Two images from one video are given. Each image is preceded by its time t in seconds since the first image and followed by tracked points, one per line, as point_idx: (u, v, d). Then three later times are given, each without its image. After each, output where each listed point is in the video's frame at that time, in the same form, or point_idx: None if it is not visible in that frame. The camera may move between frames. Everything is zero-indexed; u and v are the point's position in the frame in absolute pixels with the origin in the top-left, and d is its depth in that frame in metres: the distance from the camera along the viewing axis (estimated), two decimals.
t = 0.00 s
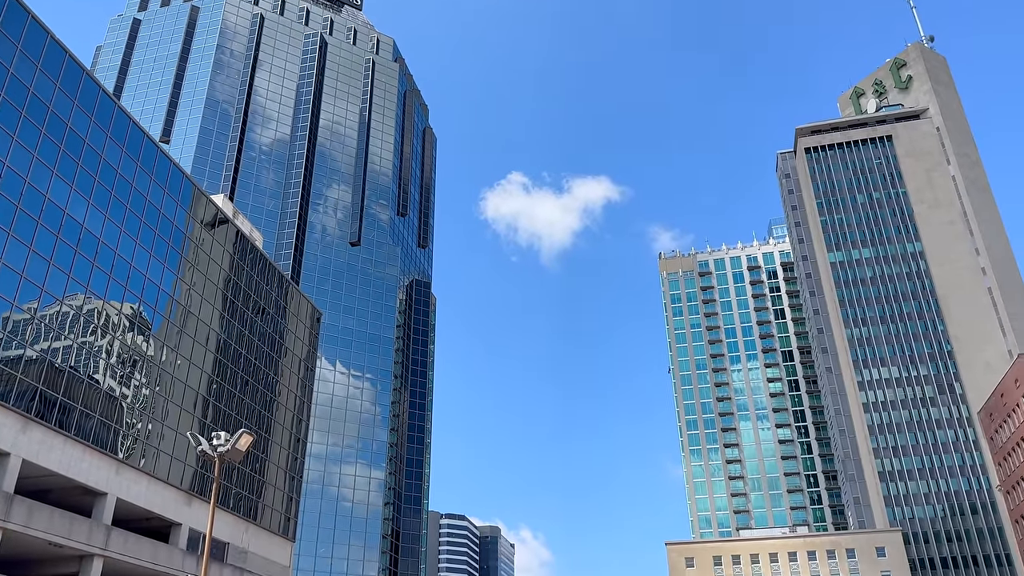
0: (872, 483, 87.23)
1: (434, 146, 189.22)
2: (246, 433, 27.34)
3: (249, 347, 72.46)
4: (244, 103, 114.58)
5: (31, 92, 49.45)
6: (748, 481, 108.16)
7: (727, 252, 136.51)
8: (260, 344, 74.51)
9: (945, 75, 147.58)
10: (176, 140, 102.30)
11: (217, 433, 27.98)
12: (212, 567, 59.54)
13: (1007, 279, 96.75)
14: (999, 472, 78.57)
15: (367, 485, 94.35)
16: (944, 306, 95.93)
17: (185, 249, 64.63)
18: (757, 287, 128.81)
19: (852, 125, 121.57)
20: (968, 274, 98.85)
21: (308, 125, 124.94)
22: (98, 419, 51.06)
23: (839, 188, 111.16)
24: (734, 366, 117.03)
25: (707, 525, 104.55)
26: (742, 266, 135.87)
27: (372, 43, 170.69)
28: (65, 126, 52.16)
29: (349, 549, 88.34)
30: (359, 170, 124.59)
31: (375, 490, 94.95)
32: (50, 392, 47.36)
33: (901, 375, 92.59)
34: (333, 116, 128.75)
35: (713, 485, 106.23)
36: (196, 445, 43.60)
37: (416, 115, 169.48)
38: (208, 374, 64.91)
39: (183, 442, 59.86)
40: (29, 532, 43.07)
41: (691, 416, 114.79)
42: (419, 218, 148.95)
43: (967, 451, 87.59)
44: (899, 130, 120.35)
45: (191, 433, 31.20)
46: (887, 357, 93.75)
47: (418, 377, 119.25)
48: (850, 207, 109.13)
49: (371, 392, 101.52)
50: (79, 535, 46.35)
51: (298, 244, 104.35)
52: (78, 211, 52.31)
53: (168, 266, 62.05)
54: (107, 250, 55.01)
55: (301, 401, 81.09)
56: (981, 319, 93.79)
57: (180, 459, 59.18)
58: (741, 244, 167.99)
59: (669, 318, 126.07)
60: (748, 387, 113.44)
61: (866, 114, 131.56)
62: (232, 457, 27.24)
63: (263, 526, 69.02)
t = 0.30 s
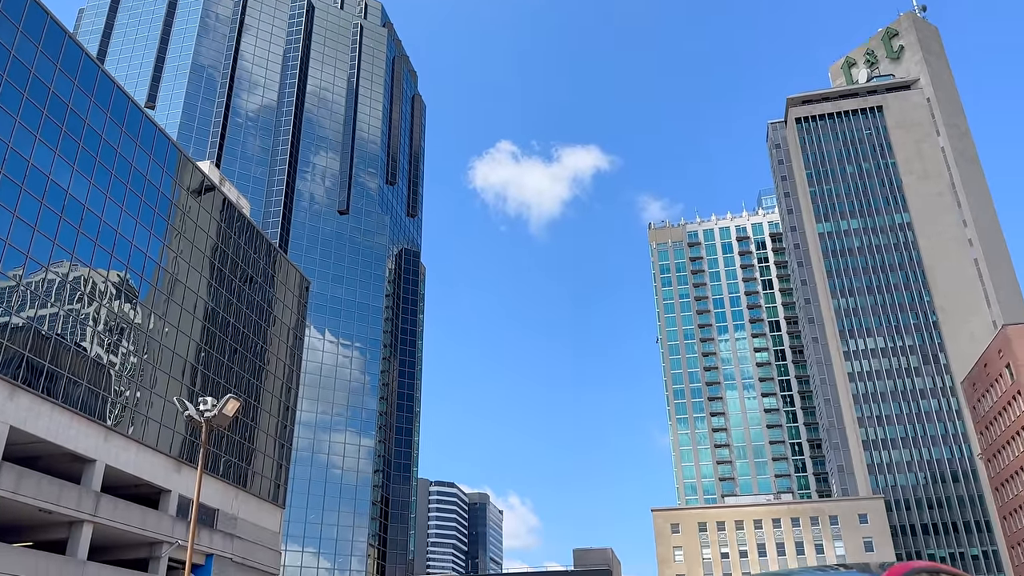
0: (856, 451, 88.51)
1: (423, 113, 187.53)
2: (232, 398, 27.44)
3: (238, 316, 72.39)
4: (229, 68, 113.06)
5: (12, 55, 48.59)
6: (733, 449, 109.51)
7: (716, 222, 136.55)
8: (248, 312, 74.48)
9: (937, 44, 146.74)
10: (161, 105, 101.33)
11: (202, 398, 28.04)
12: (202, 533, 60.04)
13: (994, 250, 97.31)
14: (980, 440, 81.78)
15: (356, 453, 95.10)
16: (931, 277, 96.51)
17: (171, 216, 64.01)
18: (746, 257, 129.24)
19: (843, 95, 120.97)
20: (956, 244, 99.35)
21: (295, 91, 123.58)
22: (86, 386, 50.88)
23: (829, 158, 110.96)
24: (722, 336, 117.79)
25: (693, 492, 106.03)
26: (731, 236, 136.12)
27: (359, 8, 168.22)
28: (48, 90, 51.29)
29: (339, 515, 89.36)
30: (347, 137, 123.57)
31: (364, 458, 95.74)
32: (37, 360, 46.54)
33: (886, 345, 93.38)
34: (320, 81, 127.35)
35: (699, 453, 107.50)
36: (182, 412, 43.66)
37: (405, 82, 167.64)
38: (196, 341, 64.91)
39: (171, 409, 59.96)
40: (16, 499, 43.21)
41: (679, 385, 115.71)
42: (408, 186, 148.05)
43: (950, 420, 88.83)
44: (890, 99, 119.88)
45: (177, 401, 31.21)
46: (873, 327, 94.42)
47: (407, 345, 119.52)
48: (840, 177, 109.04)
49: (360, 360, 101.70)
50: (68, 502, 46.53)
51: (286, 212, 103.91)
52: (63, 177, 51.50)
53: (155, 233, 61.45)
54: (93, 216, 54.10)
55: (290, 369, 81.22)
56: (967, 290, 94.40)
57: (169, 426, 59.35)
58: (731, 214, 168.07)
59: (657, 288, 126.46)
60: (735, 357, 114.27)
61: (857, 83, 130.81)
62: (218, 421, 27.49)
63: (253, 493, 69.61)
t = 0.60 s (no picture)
0: (838, 412, 90.08)
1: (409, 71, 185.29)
2: (214, 353, 27.59)
3: (222, 275, 72.24)
4: (211, 23, 111.73)
5: None
6: (717, 410, 111.02)
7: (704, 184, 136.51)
8: (233, 271, 74.34)
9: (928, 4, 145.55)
10: (142, 61, 100.40)
11: (185, 353, 28.14)
12: (189, 491, 60.59)
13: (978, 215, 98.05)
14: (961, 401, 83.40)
15: (343, 412, 95.85)
16: (915, 241, 97.23)
17: (154, 174, 63.33)
18: (732, 220, 129.58)
19: (833, 56, 120.27)
20: (941, 208, 99.89)
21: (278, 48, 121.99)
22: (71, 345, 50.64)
23: (818, 121, 110.72)
24: (707, 300, 118.76)
25: (676, 452, 107.72)
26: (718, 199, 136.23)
27: None
28: (25, 44, 50.33)
29: (327, 474, 90.49)
30: (332, 95, 122.21)
31: (351, 417, 96.56)
32: (20, 317, 46.61)
33: (869, 308, 94.39)
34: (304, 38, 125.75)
35: (682, 414, 108.96)
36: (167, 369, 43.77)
37: (391, 39, 165.30)
38: (181, 301, 64.83)
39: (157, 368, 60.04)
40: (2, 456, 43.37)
41: (664, 347, 116.75)
42: (394, 146, 146.88)
43: (930, 382, 90.34)
44: (880, 61, 119.29)
45: (159, 357, 31.33)
46: (857, 291, 95.42)
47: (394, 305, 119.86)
48: (828, 140, 108.99)
49: (346, 321, 101.78)
50: (54, 460, 46.69)
51: (270, 171, 103.42)
52: (42, 133, 50.93)
53: (138, 190, 60.89)
54: (74, 173, 53.76)
55: (277, 329, 81.32)
56: (950, 253, 95.21)
57: (155, 385, 59.48)
58: (719, 177, 167.95)
59: (644, 250, 126.85)
60: (720, 319, 115.21)
61: (847, 45, 129.91)
62: (201, 376, 27.51)
63: (240, 451, 70.29)
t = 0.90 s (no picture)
0: (817, 368, 91.93)
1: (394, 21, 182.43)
2: (196, 305, 27.65)
3: (204, 229, 71.81)
4: None
5: None
6: (698, 366, 112.37)
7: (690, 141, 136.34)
8: (215, 225, 73.95)
9: None
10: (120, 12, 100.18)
11: (165, 305, 28.05)
12: (174, 444, 61.11)
13: (962, 173, 98.66)
14: (939, 357, 84.91)
15: (328, 367, 96.31)
16: (899, 199, 97.98)
17: (133, 125, 62.32)
18: (718, 178, 129.76)
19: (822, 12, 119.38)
20: (925, 166, 100.41)
21: None
22: (51, 298, 50.66)
23: (805, 78, 110.39)
24: (691, 257, 119.23)
25: (658, 407, 109.29)
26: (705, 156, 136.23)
27: None
28: None
29: (312, 427, 91.45)
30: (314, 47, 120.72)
31: (336, 372, 97.09)
32: None
33: (852, 266, 95.82)
34: None
35: (665, 370, 110.28)
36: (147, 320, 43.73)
37: None
38: (162, 254, 64.52)
39: (139, 322, 59.92)
40: None
41: (648, 304, 117.76)
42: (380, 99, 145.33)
43: (909, 339, 91.94)
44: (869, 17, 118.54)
45: (142, 308, 31.34)
46: (840, 249, 96.49)
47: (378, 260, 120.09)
48: (815, 98, 108.91)
49: (330, 276, 101.47)
50: (37, 412, 46.73)
51: (251, 122, 102.80)
52: (17, 81, 49.87)
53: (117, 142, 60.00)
54: (51, 123, 52.77)
55: (260, 284, 81.21)
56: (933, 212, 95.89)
57: (138, 338, 59.43)
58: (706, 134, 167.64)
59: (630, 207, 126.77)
60: (704, 277, 116.04)
61: None
62: (181, 329, 27.51)
63: (225, 405, 70.91)
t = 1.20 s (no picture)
0: (797, 322, 94.09)
1: None
2: (174, 253, 27.07)
3: (182, 179, 71.22)
4: None
5: None
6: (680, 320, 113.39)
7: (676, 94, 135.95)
8: (194, 175, 73.34)
9: None
10: None
11: (144, 254, 28.05)
12: (157, 394, 61.63)
13: (945, 130, 99.05)
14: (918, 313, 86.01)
15: (310, 320, 96.31)
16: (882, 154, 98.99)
17: (108, 71, 61.05)
18: (704, 132, 129.70)
19: None
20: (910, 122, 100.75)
21: None
22: (28, 248, 50.04)
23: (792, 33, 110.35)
24: (675, 212, 119.44)
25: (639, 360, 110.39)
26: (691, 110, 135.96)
27: None
28: None
29: (295, 379, 92.11)
30: None
31: (319, 324, 97.27)
32: None
33: (835, 222, 97.07)
34: None
35: (647, 324, 111.41)
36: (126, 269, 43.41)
37: None
38: (140, 204, 64.00)
39: (119, 273, 59.61)
40: None
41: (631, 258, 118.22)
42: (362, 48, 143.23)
43: (888, 294, 93.52)
44: None
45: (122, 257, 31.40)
46: (823, 204, 97.40)
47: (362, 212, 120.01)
48: (802, 52, 109.09)
49: (312, 228, 100.80)
50: (17, 362, 46.58)
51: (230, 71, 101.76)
52: None
53: (93, 88, 58.76)
54: (24, 69, 51.37)
55: (241, 235, 81.03)
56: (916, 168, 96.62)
57: (118, 289, 59.18)
58: (692, 87, 166.84)
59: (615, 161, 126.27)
60: (687, 232, 116.88)
61: None
62: (161, 277, 27.21)
63: (207, 356, 71.46)
